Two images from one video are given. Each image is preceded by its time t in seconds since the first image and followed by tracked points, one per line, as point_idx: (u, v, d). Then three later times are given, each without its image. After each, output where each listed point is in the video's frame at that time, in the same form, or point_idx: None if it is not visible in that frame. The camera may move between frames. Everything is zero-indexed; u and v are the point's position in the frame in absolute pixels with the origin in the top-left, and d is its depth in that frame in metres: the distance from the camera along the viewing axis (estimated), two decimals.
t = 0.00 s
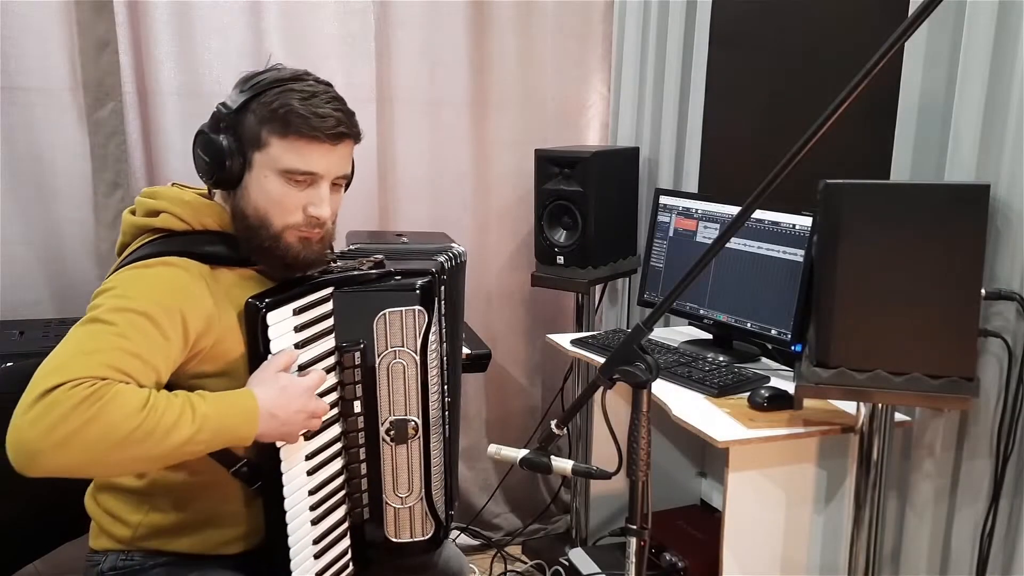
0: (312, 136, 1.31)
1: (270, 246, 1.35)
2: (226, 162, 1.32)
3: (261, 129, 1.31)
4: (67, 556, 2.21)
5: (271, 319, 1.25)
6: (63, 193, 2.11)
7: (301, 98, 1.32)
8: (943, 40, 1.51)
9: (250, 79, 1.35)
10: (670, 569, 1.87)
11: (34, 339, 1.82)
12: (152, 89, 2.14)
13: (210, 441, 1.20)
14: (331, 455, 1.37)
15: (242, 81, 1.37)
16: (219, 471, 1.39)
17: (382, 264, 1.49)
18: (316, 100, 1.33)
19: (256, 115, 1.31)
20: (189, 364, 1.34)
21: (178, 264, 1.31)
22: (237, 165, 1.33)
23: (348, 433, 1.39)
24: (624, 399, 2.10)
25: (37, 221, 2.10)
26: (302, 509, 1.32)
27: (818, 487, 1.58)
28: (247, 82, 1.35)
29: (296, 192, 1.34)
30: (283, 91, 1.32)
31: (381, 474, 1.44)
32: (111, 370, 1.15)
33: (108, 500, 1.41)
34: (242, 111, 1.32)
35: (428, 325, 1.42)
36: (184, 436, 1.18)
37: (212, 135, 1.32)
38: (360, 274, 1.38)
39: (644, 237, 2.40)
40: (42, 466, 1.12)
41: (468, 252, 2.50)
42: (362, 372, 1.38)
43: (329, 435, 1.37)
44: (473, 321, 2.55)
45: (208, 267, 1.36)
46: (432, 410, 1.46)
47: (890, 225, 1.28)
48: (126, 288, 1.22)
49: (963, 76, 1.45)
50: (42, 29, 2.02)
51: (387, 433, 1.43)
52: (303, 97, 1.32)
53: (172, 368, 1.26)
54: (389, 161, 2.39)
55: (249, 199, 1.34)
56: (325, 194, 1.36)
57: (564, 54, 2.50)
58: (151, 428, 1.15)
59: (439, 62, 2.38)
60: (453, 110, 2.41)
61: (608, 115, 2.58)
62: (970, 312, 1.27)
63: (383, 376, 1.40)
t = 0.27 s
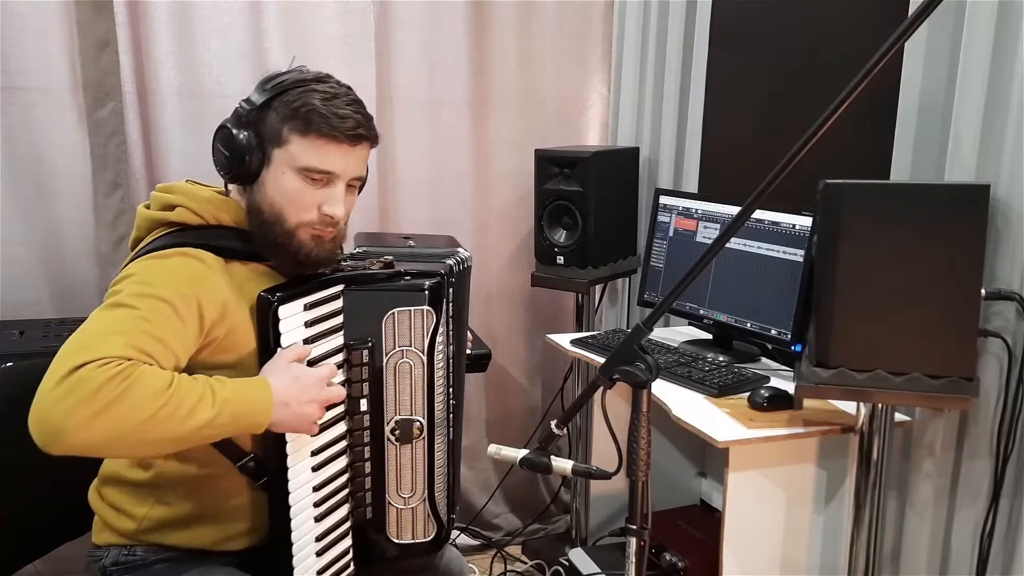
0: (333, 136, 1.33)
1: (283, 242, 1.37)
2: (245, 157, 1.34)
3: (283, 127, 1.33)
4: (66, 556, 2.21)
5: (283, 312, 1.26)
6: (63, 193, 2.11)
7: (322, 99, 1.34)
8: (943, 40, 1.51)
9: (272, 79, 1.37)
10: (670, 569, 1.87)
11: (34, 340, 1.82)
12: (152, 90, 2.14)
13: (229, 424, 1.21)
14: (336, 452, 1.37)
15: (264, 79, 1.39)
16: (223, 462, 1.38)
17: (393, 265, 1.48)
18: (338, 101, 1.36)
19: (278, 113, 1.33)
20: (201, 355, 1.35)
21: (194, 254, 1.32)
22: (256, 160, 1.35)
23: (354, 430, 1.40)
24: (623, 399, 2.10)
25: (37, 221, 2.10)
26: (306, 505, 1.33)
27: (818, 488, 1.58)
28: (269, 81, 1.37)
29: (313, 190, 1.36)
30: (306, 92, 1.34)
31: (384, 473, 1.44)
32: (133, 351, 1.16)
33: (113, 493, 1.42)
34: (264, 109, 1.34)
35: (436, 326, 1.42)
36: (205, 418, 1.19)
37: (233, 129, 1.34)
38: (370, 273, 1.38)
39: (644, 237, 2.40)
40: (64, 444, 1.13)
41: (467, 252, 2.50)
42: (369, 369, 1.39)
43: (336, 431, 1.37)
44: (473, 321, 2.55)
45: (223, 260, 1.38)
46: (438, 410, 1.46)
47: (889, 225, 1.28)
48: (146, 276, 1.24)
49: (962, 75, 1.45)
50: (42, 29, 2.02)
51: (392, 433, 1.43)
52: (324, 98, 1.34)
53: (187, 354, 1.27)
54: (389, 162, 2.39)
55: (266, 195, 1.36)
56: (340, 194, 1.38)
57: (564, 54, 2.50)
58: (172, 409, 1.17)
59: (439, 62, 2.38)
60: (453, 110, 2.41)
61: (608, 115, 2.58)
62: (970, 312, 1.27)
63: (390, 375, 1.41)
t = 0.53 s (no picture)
0: (340, 136, 1.34)
1: (288, 240, 1.37)
2: (254, 155, 1.35)
3: (292, 126, 1.34)
4: (67, 557, 2.21)
5: (286, 308, 1.26)
6: (64, 193, 2.11)
7: (331, 100, 1.36)
8: (943, 39, 1.51)
9: (283, 79, 1.39)
10: (670, 569, 1.87)
11: (34, 340, 1.82)
12: (152, 90, 2.14)
13: (260, 398, 1.21)
14: (337, 451, 1.37)
15: (274, 80, 1.41)
16: (225, 457, 1.38)
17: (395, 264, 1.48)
18: (346, 103, 1.37)
19: (287, 113, 1.35)
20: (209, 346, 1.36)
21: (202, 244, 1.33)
22: (264, 159, 1.36)
23: (355, 429, 1.40)
24: (623, 399, 2.10)
25: (37, 221, 2.10)
26: (308, 504, 1.33)
27: (818, 487, 1.58)
28: (281, 81, 1.39)
29: (319, 190, 1.37)
30: (315, 92, 1.35)
31: (386, 473, 1.44)
32: (162, 329, 1.18)
33: (114, 490, 1.42)
34: (274, 109, 1.36)
35: (437, 325, 1.42)
36: (236, 392, 1.19)
37: (243, 127, 1.35)
38: (372, 272, 1.38)
39: (645, 237, 2.40)
40: (99, 421, 1.13)
41: (468, 252, 2.50)
42: (371, 368, 1.39)
43: (338, 429, 1.37)
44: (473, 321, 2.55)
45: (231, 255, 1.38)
46: (439, 410, 1.46)
47: (887, 225, 1.28)
48: (167, 263, 1.27)
49: (962, 75, 1.44)
50: (42, 29, 2.02)
51: (394, 432, 1.43)
52: (333, 99, 1.36)
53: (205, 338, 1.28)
54: (389, 162, 2.39)
55: (272, 192, 1.38)
56: (346, 194, 1.39)
57: (565, 54, 2.50)
58: (203, 383, 1.18)
59: (440, 62, 2.38)
60: (454, 110, 2.41)
61: (608, 115, 2.58)
62: (971, 312, 1.27)
63: (392, 374, 1.41)
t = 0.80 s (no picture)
0: (346, 137, 1.34)
1: (292, 240, 1.36)
2: (260, 155, 1.35)
3: (299, 127, 1.34)
4: (67, 557, 2.21)
5: (288, 309, 1.26)
6: (64, 192, 2.11)
7: (338, 101, 1.36)
8: (944, 39, 1.51)
9: (290, 80, 1.39)
10: (670, 569, 1.87)
11: (34, 340, 1.82)
12: (152, 90, 2.14)
13: (256, 400, 1.20)
14: (338, 451, 1.37)
15: (281, 81, 1.41)
16: (227, 457, 1.38)
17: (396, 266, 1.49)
18: (353, 104, 1.37)
19: (294, 113, 1.35)
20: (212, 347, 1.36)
21: (204, 245, 1.34)
22: (270, 159, 1.36)
23: (356, 430, 1.40)
24: (623, 399, 2.11)
25: (37, 221, 2.10)
26: (309, 504, 1.32)
27: (818, 487, 1.58)
28: (290, 81, 1.39)
29: (325, 190, 1.37)
30: (322, 93, 1.35)
31: (386, 473, 1.44)
32: (159, 331, 1.18)
33: (115, 490, 1.42)
34: (281, 109, 1.35)
35: (438, 326, 1.42)
36: (232, 393, 1.19)
37: (249, 127, 1.35)
38: (372, 273, 1.39)
39: (645, 237, 2.40)
40: (94, 422, 1.13)
41: (468, 252, 2.50)
42: (372, 369, 1.39)
43: (339, 430, 1.37)
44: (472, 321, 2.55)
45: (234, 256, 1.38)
46: (439, 411, 1.46)
47: (886, 225, 1.28)
48: (166, 264, 1.26)
49: (962, 75, 1.45)
50: (42, 29, 2.02)
51: (394, 433, 1.43)
52: (339, 100, 1.36)
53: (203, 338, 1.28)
54: (389, 162, 2.39)
55: (278, 192, 1.37)
56: (351, 194, 1.39)
57: (565, 54, 2.50)
58: (200, 384, 1.17)
59: (441, 62, 2.38)
60: (454, 110, 2.41)
61: (607, 115, 2.58)
62: (971, 312, 1.27)
63: (392, 374, 1.41)
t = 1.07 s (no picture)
0: (346, 137, 1.34)
1: (295, 242, 1.37)
2: (260, 157, 1.35)
3: (297, 128, 1.34)
4: (66, 557, 2.21)
5: (284, 311, 1.27)
6: (64, 192, 2.11)
7: (335, 100, 1.35)
8: (944, 39, 1.51)
9: (286, 80, 1.38)
10: (670, 569, 1.87)
11: (34, 340, 1.82)
12: (152, 90, 2.14)
13: (255, 389, 1.20)
14: (337, 452, 1.37)
15: (276, 81, 1.40)
16: (226, 458, 1.38)
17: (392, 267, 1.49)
18: (351, 103, 1.37)
19: (292, 115, 1.34)
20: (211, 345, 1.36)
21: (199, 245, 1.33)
22: (270, 161, 1.36)
23: (354, 432, 1.40)
24: (623, 399, 2.11)
25: (37, 221, 2.10)
26: (308, 506, 1.33)
27: (818, 488, 1.58)
28: (286, 81, 1.38)
29: (325, 190, 1.38)
30: (319, 93, 1.35)
31: (385, 474, 1.44)
32: (156, 324, 1.18)
33: (115, 492, 1.42)
34: (278, 110, 1.35)
35: (434, 326, 1.42)
36: (231, 382, 1.19)
37: (247, 130, 1.35)
38: (368, 274, 1.39)
39: (645, 237, 2.40)
40: (95, 414, 1.13)
41: (468, 252, 2.50)
42: (369, 369, 1.39)
43: (336, 431, 1.37)
44: (472, 321, 2.55)
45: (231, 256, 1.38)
46: (437, 411, 1.46)
47: (886, 224, 1.28)
48: (165, 260, 1.27)
49: (962, 75, 1.45)
50: (42, 29, 2.02)
51: (392, 434, 1.43)
52: (336, 100, 1.36)
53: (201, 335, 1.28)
54: (390, 162, 2.39)
55: (278, 193, 1.38)
56: (352, 193, 1.39)
57: (565, 54, 2.50)
58: (199, 375, 1.17)
59: (440, 62, 2.38)
60: (454, 110, 2.41)
61: (607, 115, 2.58)
62: (971, 312, 1.27)
63: (390, 375, 1.41)
